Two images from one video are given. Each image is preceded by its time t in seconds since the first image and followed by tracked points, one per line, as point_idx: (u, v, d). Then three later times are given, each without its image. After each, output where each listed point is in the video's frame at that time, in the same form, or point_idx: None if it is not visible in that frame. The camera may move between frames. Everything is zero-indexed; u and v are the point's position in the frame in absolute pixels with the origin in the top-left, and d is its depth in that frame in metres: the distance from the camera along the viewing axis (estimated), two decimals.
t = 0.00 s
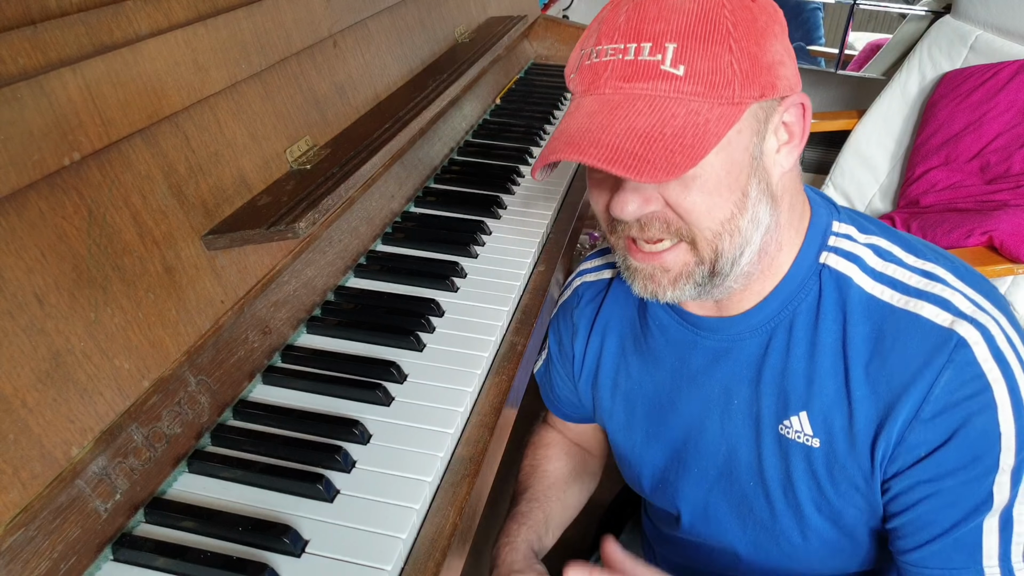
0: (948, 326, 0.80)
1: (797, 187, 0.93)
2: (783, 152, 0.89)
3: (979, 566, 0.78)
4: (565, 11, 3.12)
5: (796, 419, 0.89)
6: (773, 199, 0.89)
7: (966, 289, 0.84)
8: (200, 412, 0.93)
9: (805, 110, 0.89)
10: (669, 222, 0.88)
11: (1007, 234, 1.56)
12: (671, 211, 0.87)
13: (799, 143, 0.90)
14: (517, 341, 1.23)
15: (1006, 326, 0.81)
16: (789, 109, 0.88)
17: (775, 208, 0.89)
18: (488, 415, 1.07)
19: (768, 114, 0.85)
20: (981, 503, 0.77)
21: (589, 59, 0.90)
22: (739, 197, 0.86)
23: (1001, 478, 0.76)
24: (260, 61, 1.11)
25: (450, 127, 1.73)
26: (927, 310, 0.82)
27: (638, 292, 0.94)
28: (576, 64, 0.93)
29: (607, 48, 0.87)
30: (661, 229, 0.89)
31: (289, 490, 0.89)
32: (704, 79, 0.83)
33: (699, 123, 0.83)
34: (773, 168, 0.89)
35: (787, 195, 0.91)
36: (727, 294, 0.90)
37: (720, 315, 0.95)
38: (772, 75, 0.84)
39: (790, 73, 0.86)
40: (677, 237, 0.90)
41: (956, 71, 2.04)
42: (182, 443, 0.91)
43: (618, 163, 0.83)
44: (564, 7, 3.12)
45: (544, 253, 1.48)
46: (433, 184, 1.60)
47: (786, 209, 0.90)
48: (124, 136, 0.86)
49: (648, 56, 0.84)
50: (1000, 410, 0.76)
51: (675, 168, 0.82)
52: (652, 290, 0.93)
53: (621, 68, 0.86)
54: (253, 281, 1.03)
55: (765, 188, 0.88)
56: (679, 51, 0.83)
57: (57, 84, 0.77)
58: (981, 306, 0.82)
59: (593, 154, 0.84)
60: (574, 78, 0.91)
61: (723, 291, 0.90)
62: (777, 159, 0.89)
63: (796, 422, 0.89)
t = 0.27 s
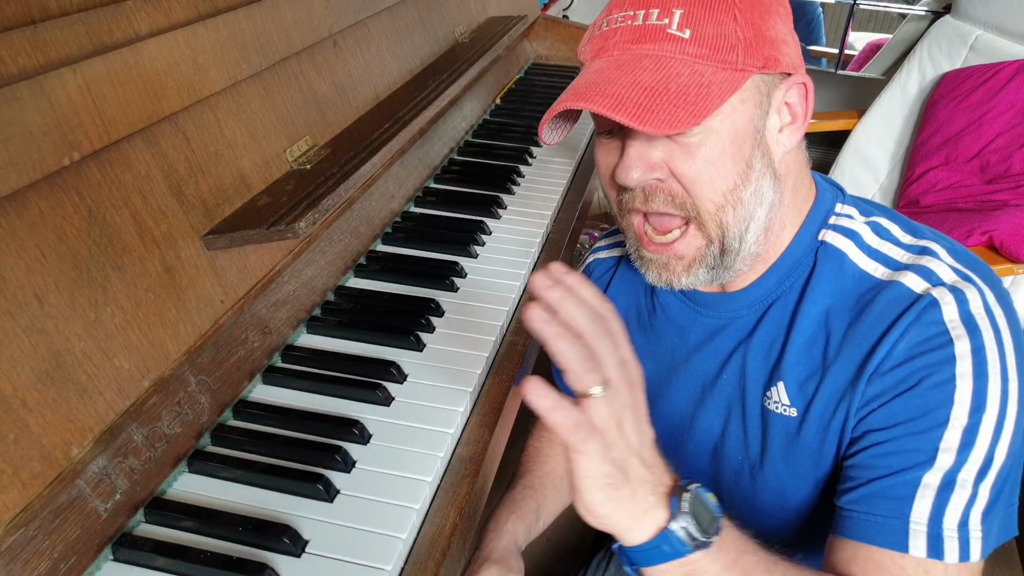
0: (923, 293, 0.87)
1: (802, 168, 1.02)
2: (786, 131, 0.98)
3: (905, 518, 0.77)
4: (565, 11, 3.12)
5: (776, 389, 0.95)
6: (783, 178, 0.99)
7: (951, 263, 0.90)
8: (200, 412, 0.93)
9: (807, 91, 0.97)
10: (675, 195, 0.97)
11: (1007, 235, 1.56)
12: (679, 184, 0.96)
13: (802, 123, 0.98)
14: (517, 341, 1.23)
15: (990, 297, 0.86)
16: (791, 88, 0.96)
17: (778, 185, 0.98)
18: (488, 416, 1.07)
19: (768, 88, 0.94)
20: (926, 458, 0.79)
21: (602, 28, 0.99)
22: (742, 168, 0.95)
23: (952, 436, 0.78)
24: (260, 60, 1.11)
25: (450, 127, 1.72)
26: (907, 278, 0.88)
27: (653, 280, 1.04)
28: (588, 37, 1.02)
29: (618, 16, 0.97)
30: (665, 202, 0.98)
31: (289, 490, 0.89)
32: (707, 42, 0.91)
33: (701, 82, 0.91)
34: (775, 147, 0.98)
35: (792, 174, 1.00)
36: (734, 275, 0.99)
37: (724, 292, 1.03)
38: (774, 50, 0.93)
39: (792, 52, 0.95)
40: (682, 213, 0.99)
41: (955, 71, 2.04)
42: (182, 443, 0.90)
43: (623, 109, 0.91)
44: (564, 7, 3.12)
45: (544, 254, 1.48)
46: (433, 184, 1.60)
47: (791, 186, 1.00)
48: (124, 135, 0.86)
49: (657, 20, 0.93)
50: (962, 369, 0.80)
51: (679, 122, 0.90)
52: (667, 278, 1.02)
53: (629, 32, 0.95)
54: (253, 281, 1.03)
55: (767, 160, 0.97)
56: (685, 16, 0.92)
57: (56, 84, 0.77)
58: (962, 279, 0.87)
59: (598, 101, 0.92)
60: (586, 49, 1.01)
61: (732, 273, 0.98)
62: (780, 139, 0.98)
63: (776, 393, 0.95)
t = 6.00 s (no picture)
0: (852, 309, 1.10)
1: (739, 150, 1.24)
2: (717, 120, 1.18)
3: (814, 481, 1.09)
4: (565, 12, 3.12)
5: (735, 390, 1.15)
6: (716, 160, 1.18)
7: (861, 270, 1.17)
8: (200, 412, 0.93)
9: (725, 82, 1.18)
10: (638, 203, 1.15)
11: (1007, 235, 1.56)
12: (638, 193, 1.14)
13: (727, 110, 1.19)
14: (517, 341, 1.23)
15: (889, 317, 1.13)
16: (713, 83, 1.17)
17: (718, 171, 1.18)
18: (488, 416, 1.07)
19: (693, 94, 1.14)
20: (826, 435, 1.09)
21: (539, 83, 1.18)
22: (687, 166, 1.14)
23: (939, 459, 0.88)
24: (260, 60, 1.11)
25: (450, 127, 1.72)
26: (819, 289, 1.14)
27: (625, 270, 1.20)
28: (528, 92, 1.21)
29: (550, 70, 1.16)
30: (632, 211, 1.15)
31: (289, 490, 0.89)
32: (635, 73, 1.11)
33: (641, 108, 1.10)
34: (710, 138, 1.17)
35: (731, 155, 1.22)
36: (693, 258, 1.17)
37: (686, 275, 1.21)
38: (691, 59, 1.14)
39: (705, 54, 1.17)
40: (646, 215, 1.15)
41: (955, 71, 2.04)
42: (182, 443, 0.90)
43: (587, 157, 1.10)
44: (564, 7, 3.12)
45: (544, 253, 1.48)
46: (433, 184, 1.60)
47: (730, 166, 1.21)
48: (124, 136, 0.86)
49: (586, 66, 1.12)
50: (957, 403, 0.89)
51: (635, 150, 1.09)
52: (637, 265, 1.18)
53: (565, 82, 1.14)
54: (253, 281, 1.03)
55: (706, 154, 1.16)
56: (608, 56, 1.12)
57: (57, 84, 0.77)
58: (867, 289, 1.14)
59: (562, 156, 1.11)
60: (529, 103, 1.20)
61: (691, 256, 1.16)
62: (715, 129, 1.18)
63: (771, 331, 1.12)
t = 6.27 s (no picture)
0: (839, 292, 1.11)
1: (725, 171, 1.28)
2: (712, 141, 1.22)
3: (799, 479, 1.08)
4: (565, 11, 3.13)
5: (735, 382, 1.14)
6: (723, 178, 1.23)
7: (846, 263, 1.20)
8: (200, 411, 0.93)
9: (710, 103, 1.25)
10: (676, 238, 1.14)
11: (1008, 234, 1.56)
12: (677, 228, 1.13)
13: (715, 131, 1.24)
14: (517, 341, 1.23)
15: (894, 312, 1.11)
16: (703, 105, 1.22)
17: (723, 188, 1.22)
18: (488, 416, 1.07)
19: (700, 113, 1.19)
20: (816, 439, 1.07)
21: (560, 125, 1.13)
22: (712, 192, 1.17)
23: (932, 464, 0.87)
24: (260, 61, 1.11)
25: (450, 127, 1.72)
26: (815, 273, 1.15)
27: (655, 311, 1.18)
28: (538, 137, 1.17)
29: (573, 112, 1.12)
30: (672, 247, 1.14)
31: (289, 490, 0.89)
32: (666, 101, 1.12)
33: (682, 134, 1.13)
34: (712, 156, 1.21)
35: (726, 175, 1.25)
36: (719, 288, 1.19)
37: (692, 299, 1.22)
38: (689, 83, 1.19)
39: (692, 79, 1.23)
40: (684, 250, 1.14)
41: (955, 71, 2.05)
42: (182, 443, 0.90)
43: (664, 197, 1.09)
44: (564, 7, 3.12)
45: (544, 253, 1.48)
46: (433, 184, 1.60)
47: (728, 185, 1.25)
48: (124, 136, 0.86)
49: (617, 102, 1.11)
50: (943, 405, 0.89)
51: (696, 179, 1.11)
52: (669, 302, 1.17)
53: (597, 122, 1.11)
54: (254, 281, 1.03)
55: (719, 176, 1.20)
56: (636, 88, 1.12)
57: (57, 84, 0.77)
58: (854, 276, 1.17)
59: (641, 200, 1.09)
60: (548, 150, 1.15)
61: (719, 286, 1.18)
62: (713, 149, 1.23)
63: (757, 347, 1.13)
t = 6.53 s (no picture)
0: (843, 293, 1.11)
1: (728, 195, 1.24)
2: (710, 162, 1.21)
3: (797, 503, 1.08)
4: (565, 11, 3.14)
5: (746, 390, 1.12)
6: (722, 206, 1.20)
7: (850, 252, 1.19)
8: (200, 411, 0.93)
9: (711, 125, 1.23)
10: (667, 259, 1.13)
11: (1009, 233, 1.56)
12: (668, 248, 1.12)
13: (716, 153, 1.24)
14: (517, 341, 1.23)
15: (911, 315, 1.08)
16: (704, 125, 1.21)
17: (723, 214, 1.20)
18: (488, 416, 1.07)
19: (699, 135, 1.18)
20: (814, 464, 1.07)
21: (546, 137, 1.12)
22: (707, 213, 1.15)
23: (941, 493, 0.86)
24: (260, 61, 1.11)
25: (450, 127, 1.72)
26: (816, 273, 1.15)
27: (645, 335, 1.17)
28: (526, 150, 1.15)
29: (560, 124, 1.10)
30: (661, 268, 1.13)
31: (290, 490, 0.89)
32: (658, 117, 1.10)
33: (673, 152, 1.10)
34: (710, 177, 1.20)
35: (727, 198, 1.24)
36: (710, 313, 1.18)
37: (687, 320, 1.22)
38: (687, 99, 1.17)
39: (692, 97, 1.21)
40: (674, 271, 1.14)
41: (955, 71, 2.05)
42: (182, 443, 0.90)
43: (647, 211, 1.07)
44: (564, 6, 3.12)
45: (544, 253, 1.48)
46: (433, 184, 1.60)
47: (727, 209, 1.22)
48: (124, 136, 0.86)
49: (605, 114, 1.09)
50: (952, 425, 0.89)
51: (683, 195, 1.08)
52: (659, 326, 1.16)
53: (583, 134, 1.09)
54: (254, 281, 1.03)
55: (718, 202, 1.18)
56: (626, 101, 1.10)
57: (57, 84, 0.77)
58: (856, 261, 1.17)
59: (621, 213, 1.08)
60: (535, 163, 1.13)
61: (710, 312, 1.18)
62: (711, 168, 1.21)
63: (755, 373, 1.12)
